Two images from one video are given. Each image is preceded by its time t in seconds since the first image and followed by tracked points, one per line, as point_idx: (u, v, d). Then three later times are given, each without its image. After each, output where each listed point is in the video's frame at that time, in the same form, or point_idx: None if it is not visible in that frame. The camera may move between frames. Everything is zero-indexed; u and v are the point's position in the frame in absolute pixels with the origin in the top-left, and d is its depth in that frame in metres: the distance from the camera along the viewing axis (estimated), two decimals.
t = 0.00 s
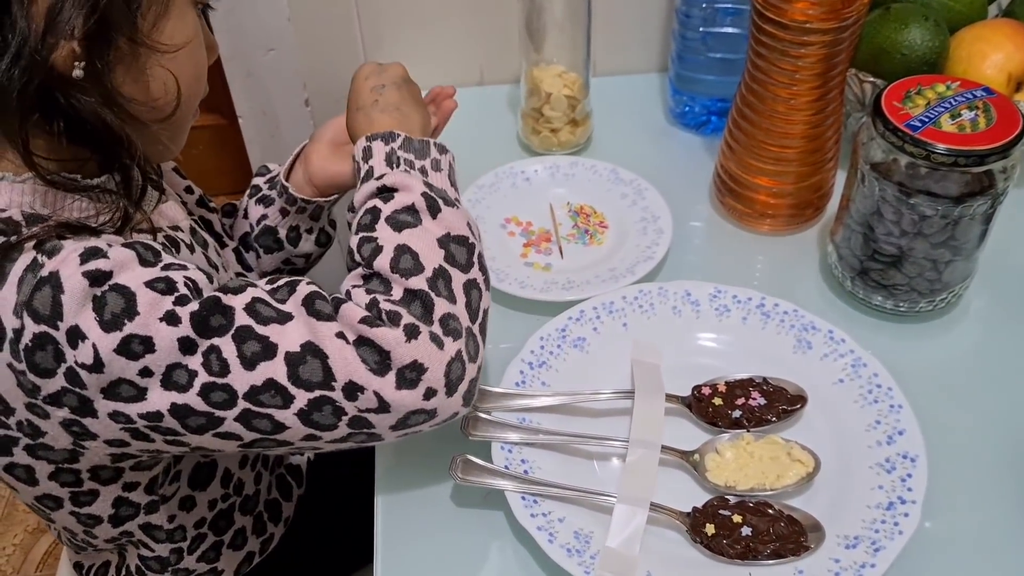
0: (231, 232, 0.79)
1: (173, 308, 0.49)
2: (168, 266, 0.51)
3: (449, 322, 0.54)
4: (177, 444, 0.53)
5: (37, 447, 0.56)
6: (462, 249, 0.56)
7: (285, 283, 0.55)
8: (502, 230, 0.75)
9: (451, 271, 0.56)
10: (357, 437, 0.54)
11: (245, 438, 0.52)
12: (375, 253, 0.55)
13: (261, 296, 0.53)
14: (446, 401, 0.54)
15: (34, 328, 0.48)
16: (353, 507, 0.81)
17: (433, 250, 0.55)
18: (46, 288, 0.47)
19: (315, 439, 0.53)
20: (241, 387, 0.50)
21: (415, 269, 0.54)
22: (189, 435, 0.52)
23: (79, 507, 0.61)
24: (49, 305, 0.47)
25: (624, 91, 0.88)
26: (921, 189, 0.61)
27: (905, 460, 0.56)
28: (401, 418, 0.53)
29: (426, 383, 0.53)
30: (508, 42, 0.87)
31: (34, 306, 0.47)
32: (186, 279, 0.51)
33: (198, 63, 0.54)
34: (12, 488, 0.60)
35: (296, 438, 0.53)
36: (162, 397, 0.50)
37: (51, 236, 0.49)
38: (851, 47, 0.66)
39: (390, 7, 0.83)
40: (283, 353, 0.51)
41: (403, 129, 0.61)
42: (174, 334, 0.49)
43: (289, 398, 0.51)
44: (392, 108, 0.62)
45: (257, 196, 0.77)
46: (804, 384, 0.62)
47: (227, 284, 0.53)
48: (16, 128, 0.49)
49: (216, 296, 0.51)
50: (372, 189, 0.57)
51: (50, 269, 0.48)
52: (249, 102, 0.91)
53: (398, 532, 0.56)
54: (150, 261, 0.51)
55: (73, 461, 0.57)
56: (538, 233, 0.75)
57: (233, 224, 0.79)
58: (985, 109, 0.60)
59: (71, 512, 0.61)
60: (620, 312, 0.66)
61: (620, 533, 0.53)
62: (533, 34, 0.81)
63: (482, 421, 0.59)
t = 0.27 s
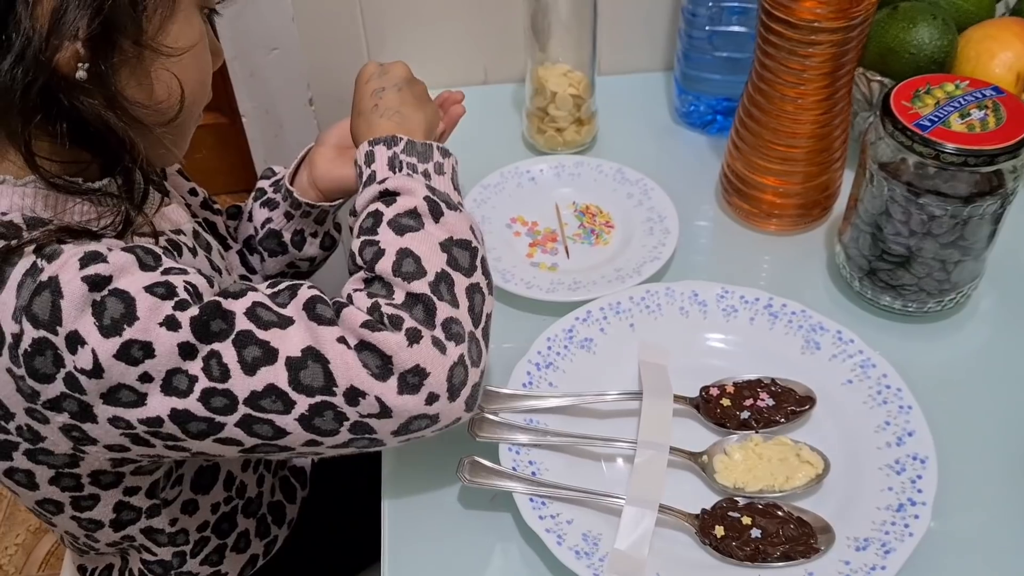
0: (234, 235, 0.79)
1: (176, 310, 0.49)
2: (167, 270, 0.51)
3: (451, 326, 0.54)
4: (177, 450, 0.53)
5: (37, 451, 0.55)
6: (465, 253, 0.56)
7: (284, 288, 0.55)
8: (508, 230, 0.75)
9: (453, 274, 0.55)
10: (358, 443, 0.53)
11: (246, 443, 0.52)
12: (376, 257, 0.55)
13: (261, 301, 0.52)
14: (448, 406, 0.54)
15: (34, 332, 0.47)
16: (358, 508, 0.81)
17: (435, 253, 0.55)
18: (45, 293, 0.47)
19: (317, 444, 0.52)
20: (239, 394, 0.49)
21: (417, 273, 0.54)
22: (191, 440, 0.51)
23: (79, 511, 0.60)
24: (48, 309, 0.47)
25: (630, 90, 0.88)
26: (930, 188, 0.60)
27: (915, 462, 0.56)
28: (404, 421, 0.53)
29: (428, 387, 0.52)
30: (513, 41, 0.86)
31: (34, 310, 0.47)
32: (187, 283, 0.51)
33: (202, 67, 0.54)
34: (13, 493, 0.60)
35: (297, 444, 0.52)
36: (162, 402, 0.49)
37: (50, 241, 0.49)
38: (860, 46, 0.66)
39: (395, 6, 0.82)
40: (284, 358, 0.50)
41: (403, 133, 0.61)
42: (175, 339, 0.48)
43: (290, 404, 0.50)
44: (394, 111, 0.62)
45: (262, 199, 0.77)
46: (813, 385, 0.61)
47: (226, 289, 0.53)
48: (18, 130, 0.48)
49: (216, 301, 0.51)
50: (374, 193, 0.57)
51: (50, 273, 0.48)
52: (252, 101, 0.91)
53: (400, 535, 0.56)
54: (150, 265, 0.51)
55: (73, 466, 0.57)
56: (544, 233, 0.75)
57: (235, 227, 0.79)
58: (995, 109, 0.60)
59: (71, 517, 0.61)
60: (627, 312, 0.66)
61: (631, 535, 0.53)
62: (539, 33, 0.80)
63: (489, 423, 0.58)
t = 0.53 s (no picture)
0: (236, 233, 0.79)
1: (161, 323, 0.49)
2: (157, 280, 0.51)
3: (440, 348, 0.53)
4: (164, 460, 0.53)
5: (27, 456, 0.55)
6: (459, 270, 0.55)
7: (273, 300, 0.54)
8: (513, 230, 0.75)
9: (445, 293, 0.54)
10: (344, 462, 0.54)
11: (230, 458, 0.52)
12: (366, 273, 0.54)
13: (249, 315, 0.52)
14: (434, 429, 0.53)
15: (21, 341, 0.47)
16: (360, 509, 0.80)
17: (427, 271, 0.54)
18: (31, 301, 0.47)
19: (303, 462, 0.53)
20: (226, 408, 0.49)
21: (406, 292, 0.53)
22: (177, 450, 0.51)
23: (73, 514, 0.60)
24: (34, 317, 0.47)
25: (635, 90, 0.88)
26: (938, 189, 0.60)
27: (923, 464, 0.55)
28: (388, 446, 0.52)
29: (414, 411, 0.52)
30: (518, 41, 0.86)
31: (20, 319, 0.47)
32: (172, 295, 0.50)
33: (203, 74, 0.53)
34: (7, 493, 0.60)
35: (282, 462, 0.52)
36: (146, 415, 0.49)
37: (41, 247, 0.49)
38: (867, 47, 0.66)
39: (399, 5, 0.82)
40: (270, 376, 0.50)
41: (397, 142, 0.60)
42: (159, 352, 0.48)
43: (274, 422, 0.50)
44: (389, 119, 0.61)
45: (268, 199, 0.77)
46: (820, 386, 0.61)
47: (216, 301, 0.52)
48: (7, 132, 0.48)
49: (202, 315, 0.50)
50: (367, 208, 0.56)
51: (38, 280, 0.47)
52: (255, 102, 0.91)
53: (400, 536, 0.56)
54: (141, 275, 0.50)
55: (64, 471, 0.57)
56: (549, 233, 0.75)
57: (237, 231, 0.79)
58: (1003, 109, 0.59)
59: (66, 520, 0.61)
60: (633, 313, 0.66)
61: (640, 536, 0.53)
62: (544, 33, 0.80)
63: (496, 424, 0.58)
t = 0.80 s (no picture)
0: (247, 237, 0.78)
1: (109, 367, 0.45)
2: (123, 311, 0.46)
3: (382, 443, 0.47)
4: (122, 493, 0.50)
5: (9, 459, 0.54)
6: (420, 350, 0.48)
7: (237, 350, 0.49)
8: (517, 230, 0.75)
9: (397, 378, 0.48)
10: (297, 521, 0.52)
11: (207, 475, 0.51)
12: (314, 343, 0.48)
13: (204, 371, 0.47)
14: (365, 530, 0.48)
15: None
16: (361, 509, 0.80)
17: (380, 352, 0.48)
18: None
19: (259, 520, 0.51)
20: (158, 469, 0.46)
21: (347, 379, 0.47)
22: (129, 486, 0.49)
23: (64, 516, 0.60)
24: None
25: (638, 91, 0.88)
26: (943, 189, 0.60)
27: (927, 464, 0.55)
28: (313, 541, 0.48)
29: (340, 512, 0.47)
30: (523, 41, 0.86)
31: None
32: (131, 334, 0.46)
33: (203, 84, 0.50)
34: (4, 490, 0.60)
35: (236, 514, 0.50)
36: (90, 456, 0.46)
37: (18, 262, 0.47)
38: (872, 47, 0.66)
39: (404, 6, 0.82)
40: (203, 445, 0.46)
41: (392, 176, 0.52)
42: (106, 395, 0.45)
43: (203, 494, 0.46)
44: (395, 140, 0.54)
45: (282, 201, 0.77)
46: (824, 387, 0.61)
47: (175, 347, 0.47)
48: None
49: (153, 364, 0.46)
50: (336, 260, 0.50)
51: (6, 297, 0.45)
52: (260, 101, 0.91)
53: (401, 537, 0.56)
54: (113, 303, 0.47)
55: (46, 475, 0.56)
56: (553, 234, 0.75)
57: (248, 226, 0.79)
58: (1008, 109, 0.59)
59: (60, 520, 0.61)
60: (637, 313, 0.66)
61: (643, 535, 0.53)
62: (548, 33, 0.80)
63: (501, 424, 0.58)
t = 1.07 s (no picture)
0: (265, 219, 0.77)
1: (28, 419, 0.48)
2: (54, 358, 0.48)
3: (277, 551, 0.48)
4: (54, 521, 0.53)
5: None
6: (297, 483, 0.48)
7: (157, 421, 0.50)
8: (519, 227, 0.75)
9: (270, 511, 0.48)
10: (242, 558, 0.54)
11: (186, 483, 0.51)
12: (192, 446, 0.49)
13: (112, 449, 0.48)
14: None
15: None
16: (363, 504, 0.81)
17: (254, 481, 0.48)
18: None
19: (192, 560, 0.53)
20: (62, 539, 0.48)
21: (211, 510, 0.47)
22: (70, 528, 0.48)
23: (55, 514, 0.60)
24: None
25: (640, 89, 0.88)
26: (943, 185, 0.60)
27: (928, 459, 0.56)
28: None
29: None
30: (524, 39, 0.87)
31: None
32: (52, 388, 0.48)
33: (186, 116, 0.50)
34: None
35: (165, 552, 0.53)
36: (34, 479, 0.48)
37: None
38: (873, 44, 0.66)
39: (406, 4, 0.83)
40: (97, 528, 0.48)
41: (308, 259, 0.51)
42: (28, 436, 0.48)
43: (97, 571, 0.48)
44: (324, 219, 0.51)
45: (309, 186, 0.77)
46: (825, 383, 0.62)
47: (90, 416, 0.48)
48: None
49: (64, 428, 0.48)
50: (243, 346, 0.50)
51: None
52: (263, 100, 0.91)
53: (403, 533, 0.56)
54: (54, 342, 0.49)
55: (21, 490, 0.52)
56: (555, 231, 0.75)
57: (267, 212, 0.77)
58: (1008, 106, 0.60)
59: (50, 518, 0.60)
60: (639, 310, 0.66)
61: (644, 530, 0.53)
62: (549, 31, 0.81)
63: (502, 420, 0.58)
